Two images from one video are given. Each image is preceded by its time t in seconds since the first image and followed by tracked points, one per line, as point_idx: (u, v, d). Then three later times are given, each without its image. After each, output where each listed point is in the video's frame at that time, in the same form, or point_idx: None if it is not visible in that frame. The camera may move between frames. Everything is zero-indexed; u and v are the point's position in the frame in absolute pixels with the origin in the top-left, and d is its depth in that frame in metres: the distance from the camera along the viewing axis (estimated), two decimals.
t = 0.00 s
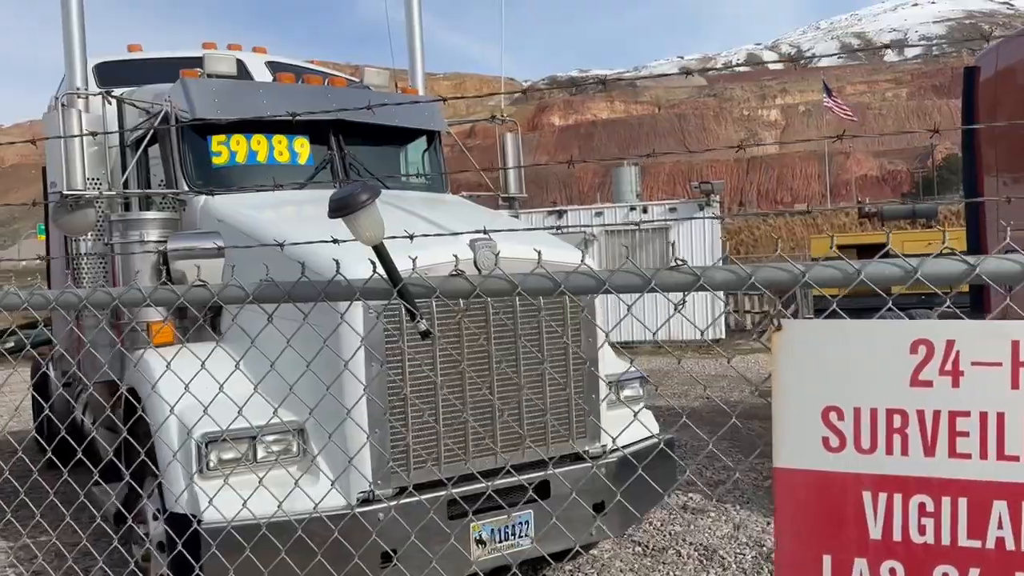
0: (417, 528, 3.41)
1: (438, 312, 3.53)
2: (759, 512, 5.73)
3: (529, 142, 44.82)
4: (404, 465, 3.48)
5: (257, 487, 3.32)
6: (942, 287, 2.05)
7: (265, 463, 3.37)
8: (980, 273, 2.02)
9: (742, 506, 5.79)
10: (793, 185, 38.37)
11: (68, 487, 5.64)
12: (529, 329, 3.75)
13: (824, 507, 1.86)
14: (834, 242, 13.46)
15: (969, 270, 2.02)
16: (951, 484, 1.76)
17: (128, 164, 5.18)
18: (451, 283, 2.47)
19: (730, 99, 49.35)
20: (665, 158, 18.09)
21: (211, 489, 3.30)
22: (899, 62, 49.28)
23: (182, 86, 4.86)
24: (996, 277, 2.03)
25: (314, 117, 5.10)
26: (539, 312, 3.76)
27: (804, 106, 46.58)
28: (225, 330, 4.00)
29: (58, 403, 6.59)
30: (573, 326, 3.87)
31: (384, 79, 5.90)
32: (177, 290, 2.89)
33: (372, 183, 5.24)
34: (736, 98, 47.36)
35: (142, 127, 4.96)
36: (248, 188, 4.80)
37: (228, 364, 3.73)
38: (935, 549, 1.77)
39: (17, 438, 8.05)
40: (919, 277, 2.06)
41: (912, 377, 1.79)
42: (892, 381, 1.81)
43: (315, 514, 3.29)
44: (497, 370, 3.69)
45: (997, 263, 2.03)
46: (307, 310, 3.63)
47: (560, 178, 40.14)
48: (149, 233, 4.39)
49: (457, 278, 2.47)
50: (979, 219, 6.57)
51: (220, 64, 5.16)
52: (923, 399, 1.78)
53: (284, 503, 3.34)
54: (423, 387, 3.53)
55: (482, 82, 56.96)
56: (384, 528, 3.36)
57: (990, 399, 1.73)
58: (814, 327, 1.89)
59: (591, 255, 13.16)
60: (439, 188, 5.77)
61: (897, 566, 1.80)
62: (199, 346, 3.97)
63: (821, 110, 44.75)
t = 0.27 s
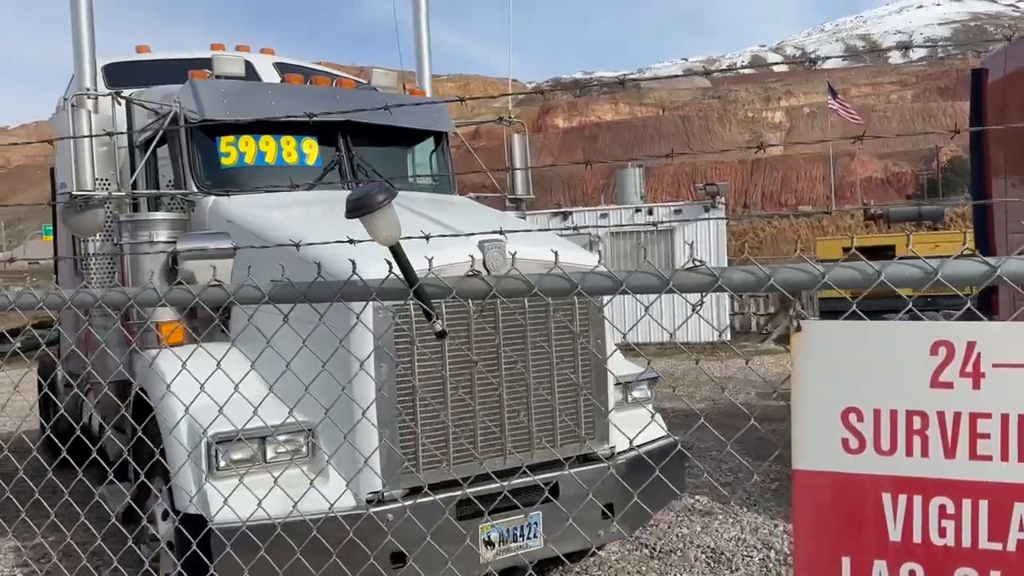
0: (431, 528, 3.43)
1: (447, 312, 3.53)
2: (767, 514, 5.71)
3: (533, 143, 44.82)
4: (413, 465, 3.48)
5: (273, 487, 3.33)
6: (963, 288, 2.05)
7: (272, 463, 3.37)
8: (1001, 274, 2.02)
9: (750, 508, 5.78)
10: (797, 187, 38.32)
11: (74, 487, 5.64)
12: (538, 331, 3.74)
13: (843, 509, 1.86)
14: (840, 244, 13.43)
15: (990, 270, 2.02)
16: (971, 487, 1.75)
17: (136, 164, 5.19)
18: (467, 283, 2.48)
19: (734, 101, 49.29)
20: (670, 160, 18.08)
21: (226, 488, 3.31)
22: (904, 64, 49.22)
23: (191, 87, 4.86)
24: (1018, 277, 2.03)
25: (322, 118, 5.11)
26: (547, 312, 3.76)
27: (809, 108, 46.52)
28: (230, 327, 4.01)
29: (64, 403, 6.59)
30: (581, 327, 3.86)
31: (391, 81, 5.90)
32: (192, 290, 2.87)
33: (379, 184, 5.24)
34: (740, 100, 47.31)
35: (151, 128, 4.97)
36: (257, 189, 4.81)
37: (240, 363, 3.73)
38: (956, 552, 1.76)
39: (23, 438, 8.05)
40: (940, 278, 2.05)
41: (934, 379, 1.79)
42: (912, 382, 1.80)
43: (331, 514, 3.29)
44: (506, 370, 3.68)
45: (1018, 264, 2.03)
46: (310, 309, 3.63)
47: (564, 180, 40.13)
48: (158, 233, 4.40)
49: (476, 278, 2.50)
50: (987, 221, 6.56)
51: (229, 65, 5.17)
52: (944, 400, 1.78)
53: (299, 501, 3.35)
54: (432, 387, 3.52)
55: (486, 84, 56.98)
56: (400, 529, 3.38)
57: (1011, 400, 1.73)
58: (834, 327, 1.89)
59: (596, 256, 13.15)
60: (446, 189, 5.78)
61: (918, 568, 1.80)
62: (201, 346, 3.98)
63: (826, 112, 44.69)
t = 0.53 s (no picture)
0: (452, 531, 3.43)
1: (458, 315, 3.53)
2: (774, 518, 5.71)
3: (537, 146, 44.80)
4: (424, 468, 3.48)
5: (293, 488, 3.34)
6: (987, 292, 2.04)
7: (282, 465, 3.38)
8: None
9: (758, 512, 5.77)
10: (802, 191, 38.27)
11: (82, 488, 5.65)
12: (548, 331, 3.74)
13: (868, 514, 1.86)
14: (846, 248, 13.41)
15: (1015, 274, 2.02)
16: (996, 492, 1.76)
17: (146, 167, 5.21)
18: (488, 286, 2.48)
19: (739, 103, 49.25)
20: (674, 162, 18.08)
21: (246, 489, 3.32)
22: (909, 67, 49.17)
23: (203, 90, 4.88)
24: None
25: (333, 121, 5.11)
26: (557, 314, 3.75)
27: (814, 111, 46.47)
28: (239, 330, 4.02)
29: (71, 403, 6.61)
30: (591, 327, 3.86)
31: (400, 84, 5.92)
32: (213, 291, 2.87)
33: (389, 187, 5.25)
34: (745, 103, 47.26)
35: (162, 131, 4.99)
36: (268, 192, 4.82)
37: (255, 365, 3.74)
38: (981, 557, 1.77)
39: (29, 439, 8.07)
40: (965, 282, 2.05)
41: (959, 383, 1.79)
42: (938, 387, 1.80)
43: (348, 515, 3.30)
44: (516, 372, 3.68)
45: None
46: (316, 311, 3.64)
47: (568, 183, 40.10)
48: (169, 234, 4.42)
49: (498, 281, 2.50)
50: (995, 225, 6.54)
51: (240, 68, 5.19)
52: (970, 405, 1.78)
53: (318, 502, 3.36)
54: (444, 389, 3.52)
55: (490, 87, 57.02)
56: (421, 531, 3.38)
57: None
58: (860, 331, 1.88)
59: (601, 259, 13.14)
60: (455, 192, 5.77)
61: (942, 573, 1.80)
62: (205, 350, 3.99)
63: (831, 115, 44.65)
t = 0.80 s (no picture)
0: (472, 531, 3.45)
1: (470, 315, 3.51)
2: (785, 522, 5.68)
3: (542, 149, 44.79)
4: (437, 469, 3.47)
5: (312, 488, 3.36)
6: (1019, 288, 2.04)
7: (294, 465, 3.36)
8: None
9: (767, 515, 5.74)
10: (807, 194, 38.21)
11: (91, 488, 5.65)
12: (560, 330, 3.72)
13: (896, 514, 1.85)
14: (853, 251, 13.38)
15: None
16: None
17: (156, 168, 5.22)
18: (510, 285, 2.46)
19: (743, 107, 49.20)
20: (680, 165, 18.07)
21: (266, 488, 3.32)
22: (914, 71, 49.11)
23: (213, 90, 4.88)
24: None
25: (343, 123, 5.11)
26: (569, 314, 3.74)
27: (819, 115, 46.39)
28: (249, 331, 4.03)
29: (79, 403, 6.60)
30: (602, 326, 3.84)
31: (409, 85, 5.91)
32: (233, 290, 2.86)
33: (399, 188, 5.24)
34: (750, 106, 47.20)
35: (172, 131, 4.99)
36: (278, 193, 4.82)
37: (272, 368, 3.78)
38: (1013, 558, 1.75)
39: (36, 439, 8.07)
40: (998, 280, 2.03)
41: (990, 382, 1.77)
42: (969, 386, 1.79)
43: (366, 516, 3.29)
44: (528, 373, 3.67)
45: None
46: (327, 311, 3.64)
47: (573, 186, 40.08)
48: (180, 235, 4.43)
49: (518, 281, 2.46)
50: (1005, 227, 6.51)
51: (249, 69, 5.19)
52: (1001, 404, 1.76)
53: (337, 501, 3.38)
54: (455, 390, 3.51)
55: (495, 90, 57.04)
56: (442, 531, 3.38)
57: None
58: (888, 329, 1.86)
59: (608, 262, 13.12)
60: (464, 193, 5.77)
61: (973, 574, 1.79)
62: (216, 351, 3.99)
63: (836, 118, 44.57)
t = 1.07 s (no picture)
0: (503, 535, 3.45)
1: (485, 315, 3.47)
2: (797, 526, 5.63)
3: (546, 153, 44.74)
4: (452, 472, 3.42)
5: (339, 490, 3.35)
6: None
7: (307, 469, 3.33)
8: None
9: (780, 520, 5.69)
10: (812, 198, 38.13)
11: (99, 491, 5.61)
12: (575, 331, 3.67)
13: (948, 519, 1.81)
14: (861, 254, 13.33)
15: None
16: None
17: (165, 169, 5.20)
18: (543, 282, 2.46)
19: (747, 110, 49.13)
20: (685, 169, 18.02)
21: (290, 490, 3.31)
22: (917, 74, 49.04)
23: (224, 90, 4.86)
24: None
25: (355, 124, 5.07)
26: (584, 314, 3.69)
27: (823, 118, 46.31)
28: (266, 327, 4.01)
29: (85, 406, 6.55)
30: (617, 326, 3.78)
31: (419, 86, 5.88)
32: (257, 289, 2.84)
33: (410, 189, 5.21)
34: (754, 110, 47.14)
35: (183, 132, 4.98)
36: (290, 194, 4.79)
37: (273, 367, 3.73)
38: None
39: (42, 443, 8.04)
40: None
41: None
42: None
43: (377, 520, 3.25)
44: (543, 374, 3.61)
45: None
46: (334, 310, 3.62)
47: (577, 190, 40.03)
48: (192, 235, 4.43)
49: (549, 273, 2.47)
50: (1018, 228, 6.45)
51: (260, 69, 5.16)
52: None
53: (347, 508, 3.33)
54: (470, 392, 3.46)
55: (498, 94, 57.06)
56: (472, 535, 3.39)
57: None
58: (941, 328, 1.83)
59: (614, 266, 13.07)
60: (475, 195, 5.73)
61: None
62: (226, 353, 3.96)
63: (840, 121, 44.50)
